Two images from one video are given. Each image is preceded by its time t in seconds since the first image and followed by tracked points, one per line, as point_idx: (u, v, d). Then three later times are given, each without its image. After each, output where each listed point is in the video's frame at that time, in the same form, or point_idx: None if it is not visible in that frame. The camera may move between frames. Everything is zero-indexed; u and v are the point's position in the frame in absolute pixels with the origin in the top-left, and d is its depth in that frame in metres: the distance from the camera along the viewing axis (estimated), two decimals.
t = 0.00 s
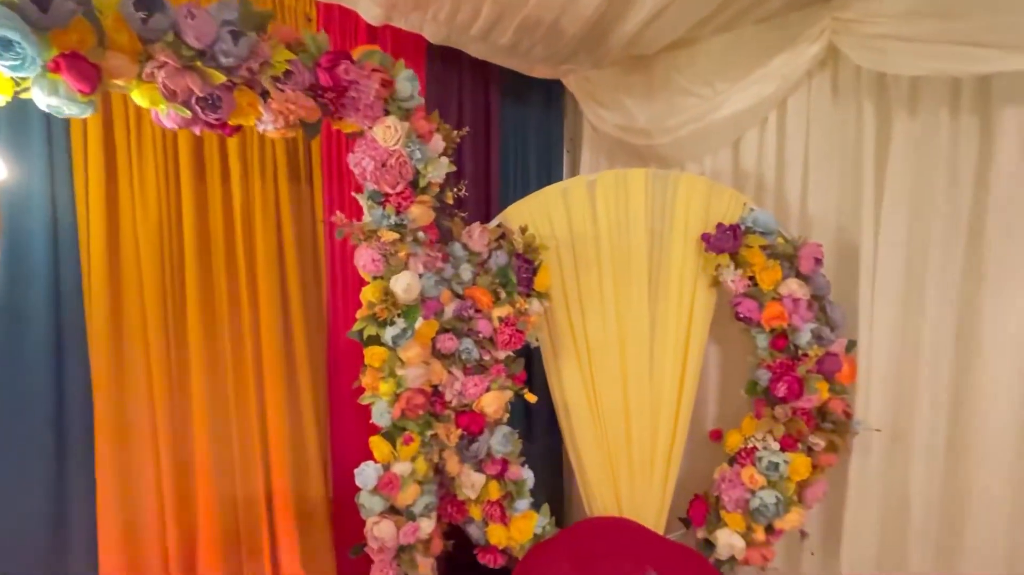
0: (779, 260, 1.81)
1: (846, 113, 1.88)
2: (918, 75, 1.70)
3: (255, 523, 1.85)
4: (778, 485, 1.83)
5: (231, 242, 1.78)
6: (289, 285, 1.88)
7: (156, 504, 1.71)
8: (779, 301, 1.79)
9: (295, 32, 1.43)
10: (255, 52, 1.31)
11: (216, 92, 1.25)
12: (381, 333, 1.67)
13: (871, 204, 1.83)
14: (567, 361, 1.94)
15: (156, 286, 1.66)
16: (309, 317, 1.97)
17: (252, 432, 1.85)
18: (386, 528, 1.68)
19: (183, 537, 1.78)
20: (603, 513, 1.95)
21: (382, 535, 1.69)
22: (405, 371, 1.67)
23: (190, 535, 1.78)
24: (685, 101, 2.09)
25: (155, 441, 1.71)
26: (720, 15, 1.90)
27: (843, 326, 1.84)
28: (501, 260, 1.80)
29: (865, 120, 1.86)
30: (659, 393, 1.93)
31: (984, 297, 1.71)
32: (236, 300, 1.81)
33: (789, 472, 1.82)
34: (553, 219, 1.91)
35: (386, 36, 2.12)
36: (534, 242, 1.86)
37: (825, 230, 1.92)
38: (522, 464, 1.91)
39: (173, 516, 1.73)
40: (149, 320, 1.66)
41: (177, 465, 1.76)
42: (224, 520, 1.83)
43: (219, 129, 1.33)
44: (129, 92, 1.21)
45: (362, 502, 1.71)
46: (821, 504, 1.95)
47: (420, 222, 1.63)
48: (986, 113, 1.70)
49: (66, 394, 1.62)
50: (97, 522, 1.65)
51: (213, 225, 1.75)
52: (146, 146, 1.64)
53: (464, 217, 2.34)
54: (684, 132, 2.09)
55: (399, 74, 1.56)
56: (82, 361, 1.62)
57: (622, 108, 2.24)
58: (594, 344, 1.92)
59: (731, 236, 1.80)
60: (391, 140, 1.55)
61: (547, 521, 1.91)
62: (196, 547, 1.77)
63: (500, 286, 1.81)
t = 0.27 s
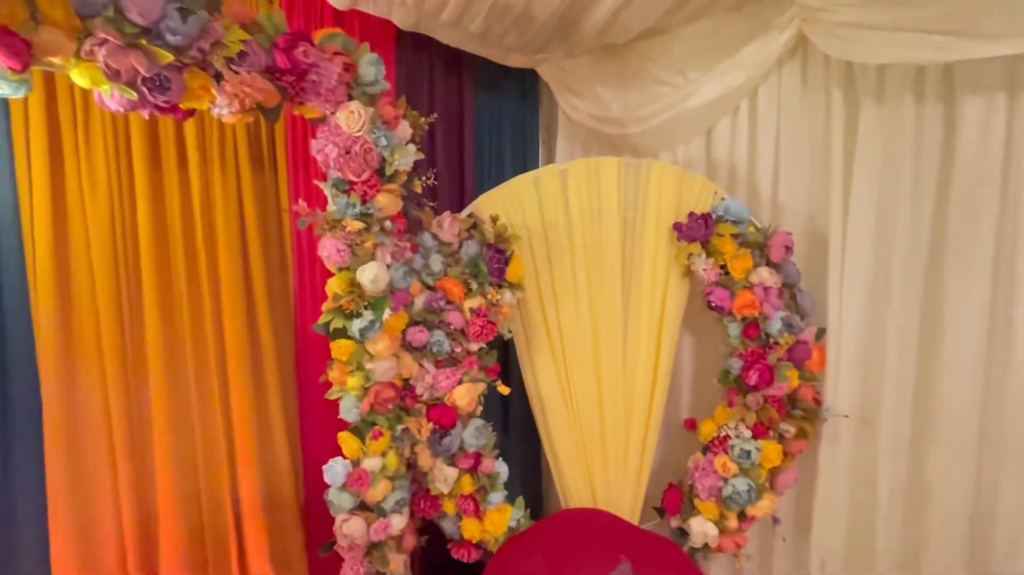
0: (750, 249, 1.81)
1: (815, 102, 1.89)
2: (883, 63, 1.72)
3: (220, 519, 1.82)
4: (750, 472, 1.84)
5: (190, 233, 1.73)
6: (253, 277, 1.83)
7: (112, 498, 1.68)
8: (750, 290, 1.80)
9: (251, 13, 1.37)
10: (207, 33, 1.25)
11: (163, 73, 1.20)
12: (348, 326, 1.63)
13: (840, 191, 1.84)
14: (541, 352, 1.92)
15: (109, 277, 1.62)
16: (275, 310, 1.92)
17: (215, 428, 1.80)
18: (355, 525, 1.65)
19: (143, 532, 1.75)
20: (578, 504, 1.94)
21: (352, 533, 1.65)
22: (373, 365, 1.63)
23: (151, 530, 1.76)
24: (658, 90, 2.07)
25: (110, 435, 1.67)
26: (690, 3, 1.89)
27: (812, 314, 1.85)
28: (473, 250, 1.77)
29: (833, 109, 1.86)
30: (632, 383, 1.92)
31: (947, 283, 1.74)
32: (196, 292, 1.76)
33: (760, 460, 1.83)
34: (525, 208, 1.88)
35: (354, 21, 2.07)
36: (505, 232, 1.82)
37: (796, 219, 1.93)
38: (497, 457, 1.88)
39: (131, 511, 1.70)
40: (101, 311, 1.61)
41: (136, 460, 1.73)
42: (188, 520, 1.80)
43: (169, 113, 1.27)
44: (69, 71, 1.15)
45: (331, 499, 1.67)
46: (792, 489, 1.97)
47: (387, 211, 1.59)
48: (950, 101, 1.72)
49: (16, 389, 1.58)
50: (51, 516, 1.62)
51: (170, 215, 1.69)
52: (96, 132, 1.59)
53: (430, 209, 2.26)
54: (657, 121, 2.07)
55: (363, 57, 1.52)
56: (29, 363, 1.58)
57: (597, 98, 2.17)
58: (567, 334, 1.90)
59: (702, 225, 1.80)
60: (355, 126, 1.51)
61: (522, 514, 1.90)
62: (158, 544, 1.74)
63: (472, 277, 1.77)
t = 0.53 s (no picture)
0: (720, 237, 1.82)
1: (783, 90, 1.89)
2: (848, 51, 1.74)
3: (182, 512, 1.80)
4: (721, 459, 1.86)
5: (147, 224, 1.67)
6: (215, 270, 1.77)
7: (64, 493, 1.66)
8: (721, 277, 1.81)
9: None
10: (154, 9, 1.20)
11: (105, 51, 1.15)
12: (314, 318, 1.59)
13: (808, 178, 1.86)
14: (514, 343, 1.90)
15: (60, 270, 1.56)
16: (240, 303, 1.87)
17: (175, 422, 1.76)
18: (324, 521, 1.61)
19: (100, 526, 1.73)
20: (552, 495, 1.93)
21: (321, 529, 1.62)
22: (340, 357, 1.60)
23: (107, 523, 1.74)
24: (630, 78, 2.06)
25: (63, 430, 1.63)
26: None
27: (781, 301, 1.87)
28: (442, 240, 1.73)
29: (801, 97, 1.88)
30: (605, 374, 1.92)
31: (911, 268, 1.76)
32: (154, 285, 1.70)
33: (732, 446, 1.85)
34: (496, 197, 1.85)
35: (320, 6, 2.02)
36: (475, 221, 1.79)
37: (766, 207, 1.94)
38: (471, 449, 1.86)
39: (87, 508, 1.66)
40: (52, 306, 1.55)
41: (91, 455, 1.69)
42: (150, 521, 1.77)
43: (115, 93, 1.24)
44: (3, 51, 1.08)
45: (298, 495, 1.63)
46: (763, 474, 1.99)
47: (353, 198, 1.55)
48: (913, 89, 1.74)
49: None
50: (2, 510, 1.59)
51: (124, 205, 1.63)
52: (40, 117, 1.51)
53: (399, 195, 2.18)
54: (629, 109, 2.05)
55: (324, 40, 1.47)
56: None
57: (568, 86, 2.16)
58: (540, 325, 1.88)
59: (673, 213, 1.80)
60: (317, 110, 1.46)
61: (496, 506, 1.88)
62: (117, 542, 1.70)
63: (442, 267, 1.74)
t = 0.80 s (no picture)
0: (692, 224, 1.83)
1: (753, 76, 1.91)
2: (816, 37, 1.75)
3: (148, 507, 1.76)
4: (694, 443, 1.88)
5: (104, 212, 1.62)
6: (178, 259, 1.73)
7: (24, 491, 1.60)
8: (692, 264, 1.82)
9: None
10: None
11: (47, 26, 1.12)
12: (281, 308, 1.55)
13: (777, 164, 1.88)
14: (488, 332, 1.89)
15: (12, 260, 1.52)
16: (206, 293, 1.82)
17: (139, 416, 1.72)
18: (295, 513, 1.59)
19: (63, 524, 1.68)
20: (527, 483, 1.93)
21: (292, 521, 1.60)
22: (309, 347, 1.57)
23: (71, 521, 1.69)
24: (603, 65, 2.04)
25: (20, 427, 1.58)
26: None
27: (752, 287, 1.90)
28: (413, 227, 1.71)
29: (770, 84, 1.89)
30: (580, 362, 1.92)
31: (875, 252, 1.79)
32: (114, 275, 1.66)
33: (705, 430, 1.87)
34: (468, 183, 1.83)
35: None
36: (447, 208, 1.77)
37: (737, 194, 1.96)
38: (445, 438, 1.84)
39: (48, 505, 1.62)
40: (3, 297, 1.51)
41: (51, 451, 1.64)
42: (113, 515, 1.73)
43: (63, 73, 1.19)
44: None
45: (269, 487, 1.61)
46: (735, 458, 2.03)
47: (319, 184, 1.51)
48: (878, 75, 1.77)
49: None
50: None
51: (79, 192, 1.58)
52: None
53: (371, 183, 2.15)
54: (603, 96, 2.04)
55: (287, 21, 1.43)
56: None
57: (543, 72, 2.12)
58: (514, 313, 1.87)
59: (645, 199, 1.80)
60: (280, 94, 1.42)
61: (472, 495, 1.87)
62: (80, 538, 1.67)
63: (413, 255, 1.72)
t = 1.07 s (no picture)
0: (666, 208, 1.83)
1: (727, 60, 1.91)
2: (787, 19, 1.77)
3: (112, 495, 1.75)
4: (668, 425, 1.90)
5: (59, 193, 1.59)
6: (138, 240, 1.68)
7: None
8: (666, 248, 1.82)
9: None
10: None
11: None
12: (248, 294, 1.52)
13: (750, 147, 1.89)
14: (463, 318, 1.88)
15: None
16: (171, 277, 1.77)
17: (100, 401, 1.70)
18: (265, 503, 1.57)
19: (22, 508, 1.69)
20: (503, 468, 1.93)
21: (263, 511, 1.57)
22: (278, 334, 1.54)
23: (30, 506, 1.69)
24: (579, 48, 2.01)
25: None
26: None
27: (726, 271, 1.91)
28: (385, 211, 1.68)
29: (743, 67, 1.90)
30: (556, 347, 1.91)
31: (844, 234, 1.82)
32: (70, 257, 1.62)
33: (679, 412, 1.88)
34: (441, 167, 1.81)
35: None
36: (419, 192, 1.74)
37: (711, 178, 1.96)
38: (421, 425, 1.82)
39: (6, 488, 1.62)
40: None
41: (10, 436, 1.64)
42: (75, 497, 1.71)
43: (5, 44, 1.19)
44: None
45: (238, 477, 1.58)
46: (709, 440, 2.05)
47: (286, 167, 1.47)
48: (848, 59, 1.79)
49: None
50: None
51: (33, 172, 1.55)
52: None
53: (344, 168, 2.09)
54: (580, 79, 2.01)
55: None
56: None
57: (519, 58, 2.08)
58: (488, 299, 1.86)
59: (619, 183, 1.80)
60: (241, 72, 1.38)
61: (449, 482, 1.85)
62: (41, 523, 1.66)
63: (385, 240, 1.69)
